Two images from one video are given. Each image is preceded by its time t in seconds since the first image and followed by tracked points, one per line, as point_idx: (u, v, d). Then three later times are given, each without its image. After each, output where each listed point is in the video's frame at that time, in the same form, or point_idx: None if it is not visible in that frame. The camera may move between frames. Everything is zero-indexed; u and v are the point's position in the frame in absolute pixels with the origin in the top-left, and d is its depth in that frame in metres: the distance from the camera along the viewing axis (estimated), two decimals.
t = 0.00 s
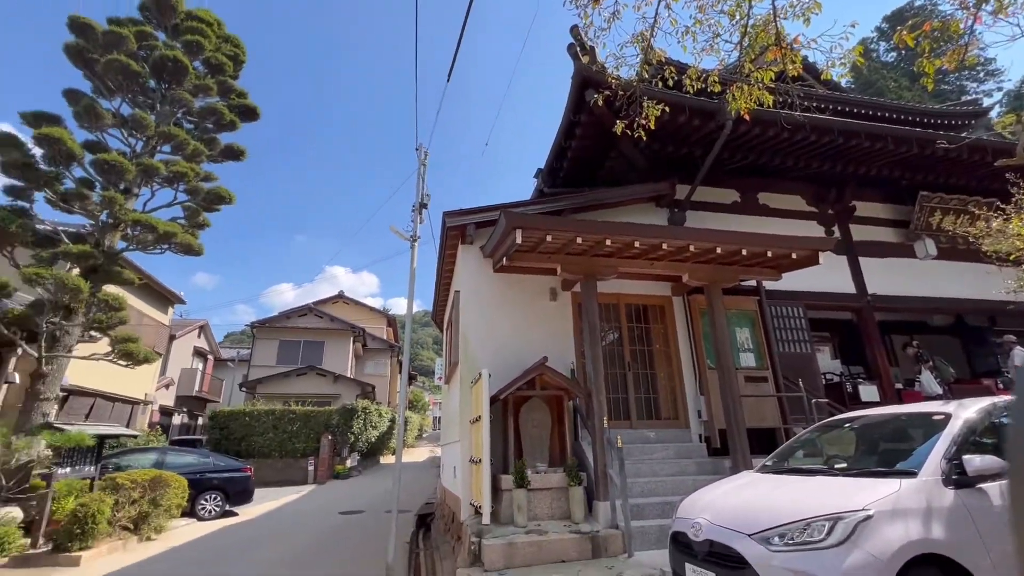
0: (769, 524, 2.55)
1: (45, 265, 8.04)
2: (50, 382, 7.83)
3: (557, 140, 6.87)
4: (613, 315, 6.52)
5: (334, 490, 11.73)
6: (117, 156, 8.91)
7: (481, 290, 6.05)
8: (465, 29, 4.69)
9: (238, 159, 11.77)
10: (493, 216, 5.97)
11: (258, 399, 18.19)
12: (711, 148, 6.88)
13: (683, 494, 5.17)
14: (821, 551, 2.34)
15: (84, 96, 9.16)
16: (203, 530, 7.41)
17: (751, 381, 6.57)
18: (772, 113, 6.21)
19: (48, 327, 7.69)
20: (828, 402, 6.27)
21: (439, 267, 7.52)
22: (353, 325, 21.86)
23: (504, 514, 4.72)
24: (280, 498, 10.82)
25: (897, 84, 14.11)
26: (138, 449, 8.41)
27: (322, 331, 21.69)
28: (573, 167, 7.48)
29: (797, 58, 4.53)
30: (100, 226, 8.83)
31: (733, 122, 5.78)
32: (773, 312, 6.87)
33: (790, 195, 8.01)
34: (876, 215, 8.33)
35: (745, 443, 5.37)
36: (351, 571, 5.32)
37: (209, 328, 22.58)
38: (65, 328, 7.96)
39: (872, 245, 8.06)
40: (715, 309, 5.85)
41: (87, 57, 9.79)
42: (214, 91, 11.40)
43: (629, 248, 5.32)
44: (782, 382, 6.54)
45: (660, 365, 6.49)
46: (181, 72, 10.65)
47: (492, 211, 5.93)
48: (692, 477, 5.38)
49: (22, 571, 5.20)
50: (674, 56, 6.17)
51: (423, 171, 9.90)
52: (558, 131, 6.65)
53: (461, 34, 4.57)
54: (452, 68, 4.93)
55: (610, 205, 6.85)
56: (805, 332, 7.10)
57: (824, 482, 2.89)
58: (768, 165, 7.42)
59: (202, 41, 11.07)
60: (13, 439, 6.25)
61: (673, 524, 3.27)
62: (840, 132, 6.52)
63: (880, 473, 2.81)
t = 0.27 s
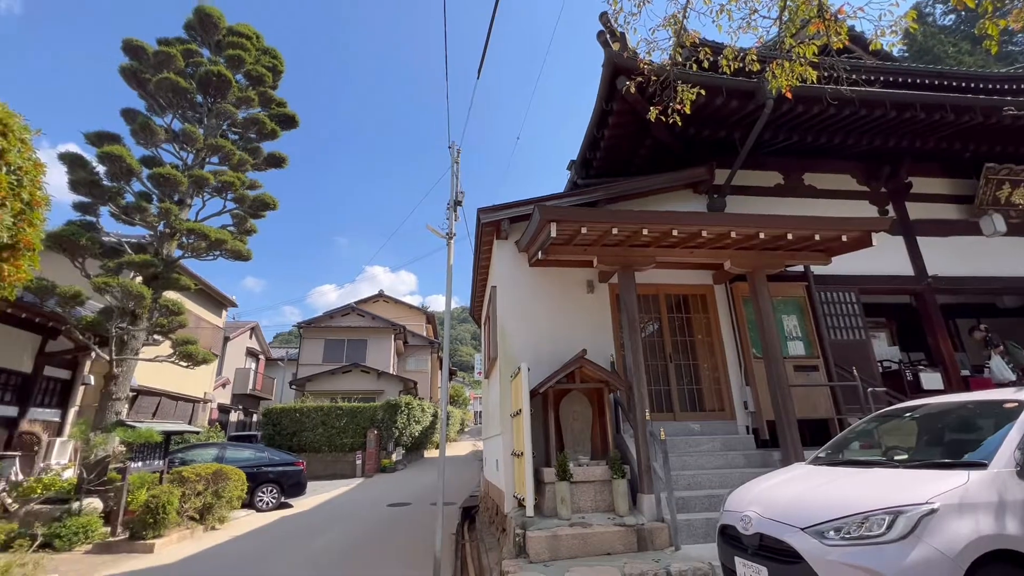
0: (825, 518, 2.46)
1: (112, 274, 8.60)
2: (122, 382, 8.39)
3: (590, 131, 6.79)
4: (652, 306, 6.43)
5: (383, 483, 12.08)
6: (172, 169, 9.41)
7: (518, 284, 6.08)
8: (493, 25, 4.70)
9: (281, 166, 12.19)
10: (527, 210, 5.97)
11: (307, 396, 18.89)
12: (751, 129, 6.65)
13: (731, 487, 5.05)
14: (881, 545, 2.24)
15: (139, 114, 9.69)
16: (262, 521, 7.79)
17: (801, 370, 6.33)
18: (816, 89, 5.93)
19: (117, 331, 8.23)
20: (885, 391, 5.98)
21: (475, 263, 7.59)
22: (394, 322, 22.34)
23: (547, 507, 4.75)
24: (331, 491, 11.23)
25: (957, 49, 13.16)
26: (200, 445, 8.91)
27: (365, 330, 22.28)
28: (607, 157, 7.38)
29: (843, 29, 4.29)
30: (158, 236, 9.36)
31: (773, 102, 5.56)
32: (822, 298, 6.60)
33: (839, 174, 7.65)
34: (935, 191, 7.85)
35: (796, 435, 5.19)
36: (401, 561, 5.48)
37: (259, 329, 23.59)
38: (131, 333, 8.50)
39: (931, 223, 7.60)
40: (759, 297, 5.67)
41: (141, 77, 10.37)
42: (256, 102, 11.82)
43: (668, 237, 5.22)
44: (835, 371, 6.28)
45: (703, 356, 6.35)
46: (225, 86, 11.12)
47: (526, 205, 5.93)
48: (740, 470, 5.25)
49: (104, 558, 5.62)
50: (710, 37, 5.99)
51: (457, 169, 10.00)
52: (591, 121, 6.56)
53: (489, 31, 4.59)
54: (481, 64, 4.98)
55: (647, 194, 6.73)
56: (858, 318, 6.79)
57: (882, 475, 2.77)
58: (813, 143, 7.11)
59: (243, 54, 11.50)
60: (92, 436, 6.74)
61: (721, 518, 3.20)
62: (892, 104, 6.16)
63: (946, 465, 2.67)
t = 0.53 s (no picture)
0: (885, 513, 2.34)
1: (169, 280, 9.07)
2: (181, 382, 8.86)
3: (622, 119, 6.67)
4: (692, 296, 6.28)
5: (426, 477, 12.32)
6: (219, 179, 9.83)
7: (554, 278, 6.05)
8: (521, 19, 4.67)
9: (319, 171, 12.54)
10: (561, 203, 5.93)
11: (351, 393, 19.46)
12: (793, 108, 6.38)
13: (781, 481, 4.89)
14: (946, 542, 2.08)
15: (188, 128, 10.16)
16: (314, 513, 8.08)
17: (854, 359, 6.04)
18: (864, 62, 5.62)
19: (176, 334, 8.69)
20: (949, 379, 5.64)
21: (511, 259, 7.60)
22: (433, 319, 22.69)
23: (590, 500, 4.73)
24: (378, 485, 11.54)
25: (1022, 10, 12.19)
26: (254, 440, 9.32)
27: (404, 327, 22.72)
28: (642, 146, 7.24)
29: None
30: (208, 243, 9.82)
31: (817, 78, 5.31)
32: (876, 282, 6.28)
33: (891, 151, 7.24)
34: (1000, 163, 7.32)
35: (850, 426, 4.97)
36: (448, 553, 5.58)
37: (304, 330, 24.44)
38: (188, 335, 8.96)
39: (997, 198, 7.09)
40: (806, 284, 5.43)
41: (188, 92, 10.88)
42: (293, 109, 12.19)
43: (707, 224, 5.07)
44: (892, 359, 5.96)
45: (748, 346, 6.16)
46: (264, 96, 11.51)
47: (560, 198, 5.89)
48: (791, 463, 5.07)
49: (172, 546, 5.97)
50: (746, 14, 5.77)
51: (489, 165, 10.02)
52: (623, 110, 6.44)
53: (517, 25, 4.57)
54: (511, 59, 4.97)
55: (685, 181, 6.57)
56: (916, 302, 6.42)
57: (949, 467, 2.60)
58: (862, 119, 6.75)
59: (280, 64, 11.88)
60: (157, 433, 7.15)
61: (773, 512, 3.10)
62: (950, 72, 5.77)
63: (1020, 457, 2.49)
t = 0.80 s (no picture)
0: (952, 509, 2.20)
1: (218, 284, 9.48)
2: (232, 380, 9.26)
3: (655, 106, 6.52)
4: (733, 285, 6.09)
5: (467, 471, 12.47)
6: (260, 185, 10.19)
7: (588, 271, 5.98)
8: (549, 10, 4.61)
9: (354, 173, 12.81)
10: (594, 194, 5.85)
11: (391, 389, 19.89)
12: (838, 84, 6.09)
13: (834, 475, 4.70)
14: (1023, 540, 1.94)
15: (230, 138, 10.57)
16: (360, 506, 8.31)
17: (911, 347, 5.72)
18: (916, 31, 5.30)
19: (226, 336, 9.08)
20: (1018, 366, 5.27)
21: (544, 253, 7.57)
22: (468, 315, 22.90)
23: (632, 494, 4.67)
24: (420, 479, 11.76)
25: None
26: (301, 436, 9.65)
27: (440, 324, 23.03)
28: (676, 132, 7.06)
29: None
30: (253, 247, 10.20)
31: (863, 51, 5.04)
32: (932, 265, 5.93)
33: (947, 125, 6.81)
34: None
35: (909, 418, 4.71)
36: (491, 545, 5.63)
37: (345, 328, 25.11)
38: (237, 336, 9.35)
39: None
40: (856, 270, 5.17)
41: (229, 103, 11.31)
42: (327, 114, 12.49)
43: (748, 211, 4.90)
44: (952, 346, 5.62)
45: (793, 335, 5.93)
46: (300, 103, 11.84)
47: (593, 189, 5.81)
48: (844, 457, 4.86)
49: (230, 536, 6.26)
50: None
51: (520, 160, 10.00)
52: (656, 96, 6.29)
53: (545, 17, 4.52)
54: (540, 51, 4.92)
55: (722, 167, 6.37)
56: (978, 285, 6.03)
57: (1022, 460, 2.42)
58: (913, 93, 6.38)
59: (313, 71, 12.18)
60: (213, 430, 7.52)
61: (827, 508, 2.97)
62: (1015, 36, 5.38)
63: None
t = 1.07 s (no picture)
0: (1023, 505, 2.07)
1: (261, 286, 9.83)
2: (277, 378, 9.60)
3: (688, 92, 6.34)
4: (775, 274, 5.89)
5: (504, 466, 12.56)
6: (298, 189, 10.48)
7: (623, 262, 5.89)
8: None
9: (386, 174, 13.01)
10: (627, 185, 5.75)
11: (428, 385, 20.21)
12: (885, 58, 5.78)
13: (888, 469, 4.49)
14: None
15: (268, 145, 10.91)
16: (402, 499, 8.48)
17: (971, 334, 5.39)
18: None
19: (270, 335, 9.42)
20: None
21: (577, 246, 7.50)
22: (501, 311, 22.99)
23: (673, 489, 4.59)
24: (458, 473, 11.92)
25: None
26: (343, 431, 9.93)
27: (474, 320, 23.21)
28: (710, 118, 6.85)
29: None
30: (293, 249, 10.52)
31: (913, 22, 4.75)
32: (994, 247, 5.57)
33: (1008, 95, 6.36)
34: None
35: (970, 409, 4.45)
36: (531, 539, 5.66)
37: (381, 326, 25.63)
38: (281, 336, 9.68)
39: None
40: (909, 253, 4.90)
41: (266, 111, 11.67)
42: (359, 117, 12.72)
43: (790, 195, 4.71)
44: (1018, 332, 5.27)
45: (841, 324, 5.69)
46: (333, 107, 12.10)
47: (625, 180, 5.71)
48: (899, 450, 4.63)
49: (280, 527, 6.50)
50: None
51: (550, 153, 9.94)
52: (689, 81, 6.11)
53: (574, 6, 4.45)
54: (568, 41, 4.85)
55: (761, 151, 6.15)
56: None
57: None
58: (969, 63, 5.99)
59: (345, 75, 12.42)
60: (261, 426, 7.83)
61: (882, 503, 2.84)
62: None
63: None
